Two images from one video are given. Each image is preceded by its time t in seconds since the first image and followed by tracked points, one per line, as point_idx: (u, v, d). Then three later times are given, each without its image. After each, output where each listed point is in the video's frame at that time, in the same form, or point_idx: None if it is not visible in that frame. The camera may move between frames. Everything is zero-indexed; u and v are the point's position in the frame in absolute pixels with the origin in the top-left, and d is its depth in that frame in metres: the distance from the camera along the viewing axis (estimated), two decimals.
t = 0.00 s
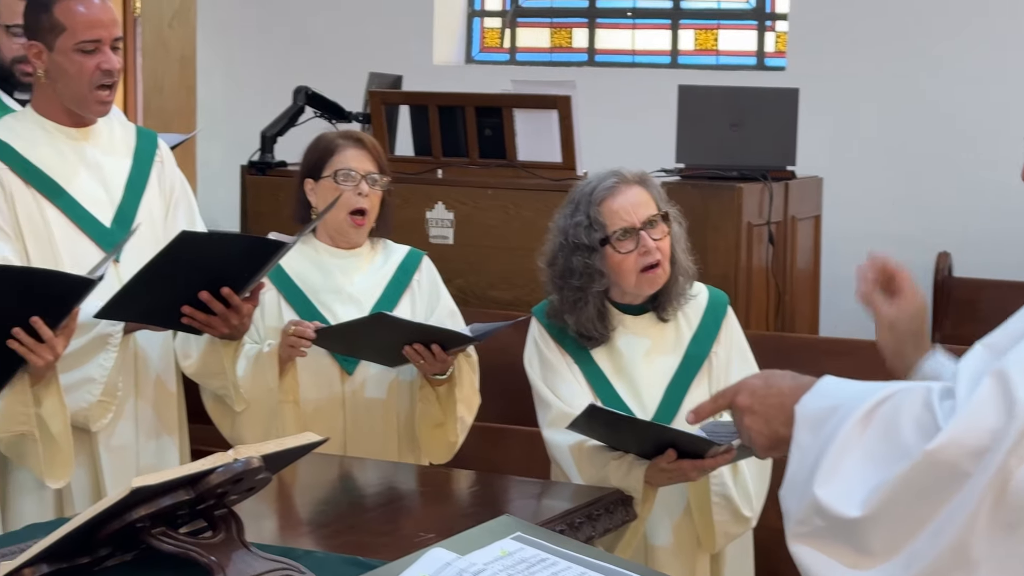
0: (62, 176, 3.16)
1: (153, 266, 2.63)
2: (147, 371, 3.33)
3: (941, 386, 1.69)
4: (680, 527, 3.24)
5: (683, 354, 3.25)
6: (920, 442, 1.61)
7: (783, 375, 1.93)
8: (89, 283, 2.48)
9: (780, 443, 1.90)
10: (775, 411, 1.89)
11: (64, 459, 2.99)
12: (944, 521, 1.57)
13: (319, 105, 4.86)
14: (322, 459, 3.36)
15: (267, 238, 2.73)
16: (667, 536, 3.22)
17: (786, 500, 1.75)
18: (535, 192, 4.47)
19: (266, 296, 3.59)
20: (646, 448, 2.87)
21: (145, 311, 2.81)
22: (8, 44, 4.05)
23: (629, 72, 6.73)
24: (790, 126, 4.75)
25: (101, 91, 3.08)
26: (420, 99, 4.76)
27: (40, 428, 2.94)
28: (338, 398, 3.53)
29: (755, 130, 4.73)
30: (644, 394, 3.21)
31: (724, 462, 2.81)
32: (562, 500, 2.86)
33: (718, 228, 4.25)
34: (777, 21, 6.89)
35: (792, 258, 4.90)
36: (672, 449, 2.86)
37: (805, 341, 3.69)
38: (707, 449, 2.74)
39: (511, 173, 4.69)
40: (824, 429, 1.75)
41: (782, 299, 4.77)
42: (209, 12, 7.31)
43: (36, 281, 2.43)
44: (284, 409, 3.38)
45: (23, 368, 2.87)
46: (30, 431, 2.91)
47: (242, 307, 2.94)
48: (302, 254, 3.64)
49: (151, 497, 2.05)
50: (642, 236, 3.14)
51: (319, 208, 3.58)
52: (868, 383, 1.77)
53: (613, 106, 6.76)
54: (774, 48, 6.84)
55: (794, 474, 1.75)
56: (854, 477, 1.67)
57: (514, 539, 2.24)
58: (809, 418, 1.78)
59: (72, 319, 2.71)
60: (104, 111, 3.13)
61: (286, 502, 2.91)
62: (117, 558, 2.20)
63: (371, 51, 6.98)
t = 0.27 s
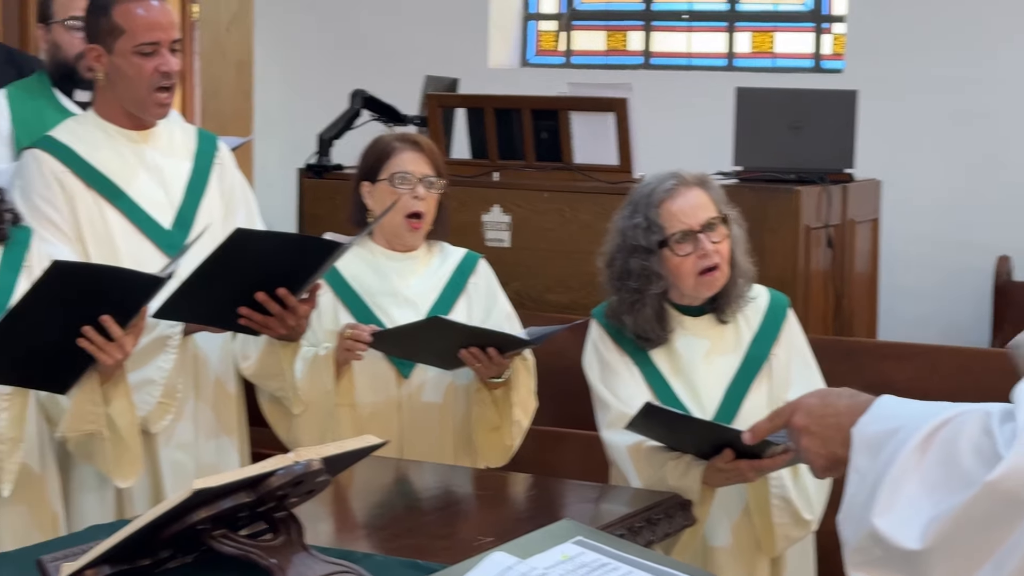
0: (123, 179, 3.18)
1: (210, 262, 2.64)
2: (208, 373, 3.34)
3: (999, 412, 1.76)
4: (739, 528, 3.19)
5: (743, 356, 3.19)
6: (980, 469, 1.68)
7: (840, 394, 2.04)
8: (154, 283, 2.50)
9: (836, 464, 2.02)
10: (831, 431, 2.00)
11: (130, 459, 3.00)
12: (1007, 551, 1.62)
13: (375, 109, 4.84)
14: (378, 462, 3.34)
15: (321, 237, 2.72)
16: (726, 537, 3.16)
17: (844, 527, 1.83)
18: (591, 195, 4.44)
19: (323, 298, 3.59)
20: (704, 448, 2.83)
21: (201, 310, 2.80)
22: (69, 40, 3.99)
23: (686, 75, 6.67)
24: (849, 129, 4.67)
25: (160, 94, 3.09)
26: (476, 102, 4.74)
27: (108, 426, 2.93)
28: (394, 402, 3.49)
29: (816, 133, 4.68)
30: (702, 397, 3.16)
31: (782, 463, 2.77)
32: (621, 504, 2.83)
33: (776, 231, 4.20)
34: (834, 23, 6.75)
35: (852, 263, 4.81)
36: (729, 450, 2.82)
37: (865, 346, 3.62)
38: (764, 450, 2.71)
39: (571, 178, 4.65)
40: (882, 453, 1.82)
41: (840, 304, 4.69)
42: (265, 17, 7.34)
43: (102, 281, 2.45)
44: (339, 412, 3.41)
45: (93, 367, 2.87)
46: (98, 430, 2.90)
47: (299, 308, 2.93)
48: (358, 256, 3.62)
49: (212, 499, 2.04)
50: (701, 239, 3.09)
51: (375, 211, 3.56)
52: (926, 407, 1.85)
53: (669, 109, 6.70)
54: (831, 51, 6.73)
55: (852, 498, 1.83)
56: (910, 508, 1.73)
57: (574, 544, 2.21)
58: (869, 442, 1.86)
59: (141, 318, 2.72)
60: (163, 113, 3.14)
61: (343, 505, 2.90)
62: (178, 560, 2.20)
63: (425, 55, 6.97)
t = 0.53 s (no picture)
0: (188, 184, 3.20)
1: (271, 264, 2.65)
2: (271, 376, 3.34)
3: None
4: (805, 531, 3.12)
5: (809, 360, 3.14)
6: None
7: (904, 438, 1.95)
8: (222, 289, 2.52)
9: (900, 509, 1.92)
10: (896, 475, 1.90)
11: (196, 463, 3.01)
12: None
13: (434, 113, 4.83)
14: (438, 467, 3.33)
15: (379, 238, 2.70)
16: (791, 539, 3.10)
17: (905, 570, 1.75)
18: (650, 200, 4.40)
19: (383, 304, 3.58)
20: (767, 448, 2.79)
21: (263, 314, 2.81)
22: (130, 45, 4.04)
23: (745, 80, 6.61)
24: (911, 132, 4.59)
25: (224, 98, 3.10)
26: (535, 107, 4.71)
27: (174, 430, 2.94)
28: (454, 408, 3.47)
29: (877, 137, 4.60)
30: (767, 402, 3.12)
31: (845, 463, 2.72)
32: (684, 511, 2.79)
33: (837, 236, 4.13)
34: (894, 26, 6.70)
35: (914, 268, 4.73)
36: (791, 449, 2.77)
37: (930, 352, 3.55)
38: (826, 449, 2.66)
39: (631, 181, 4.61)
40: (943, 497, 1.72)
41: (902, 310, 4.61)
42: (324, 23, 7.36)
43: (166, 286, 2.46)
44: (400, 416, 3.36)
45: (159, 371, 2.87)
46: (164, 435, 2.91)
47: (360, 312, 2.90)
48: (418, 261, 3.61)
49: (277, 504, 2.04)
50: (765, 253, 3.02)
51: (435, 218, 3.56)
52: (992, 446, 1.74)
53: (728, 113, 6.64)
54: (890, 53, 6.68)
55: (913, 542, 1.74)
56: (975, 555, 1.66)
57: (638, 552, 2.18)
58: (929, 484, 1.75)
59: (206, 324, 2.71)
60: (229, 118, 3.15)
61: (403, 510, 2.89)
62: (243, 565, 2.20)
63: (480, 60, 6.97)
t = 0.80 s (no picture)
0: (256, 190, 3.21)
1: (333, 270, 2.65)
2: (337, 381, 3.35)
3: None
4: (874, 537, 3.06)
5: (880, 366, 3.10)
6: None
7: None
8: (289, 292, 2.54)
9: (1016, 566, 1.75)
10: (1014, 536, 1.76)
11: (263, 468, 3.02)
12: None
13: (494, 117, 4.82)
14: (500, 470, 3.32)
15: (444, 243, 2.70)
16: (860, 544, 3.05)
17: None
18: (712, 205, 4.36)
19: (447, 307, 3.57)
20: (835, 452, 2.75)
21: (331, 316, 2.81)
22: (195, 58, 3.98)
23: (806, 83, 6.53)
24: (976, 136, 4.51)
25: (292, 103, 3.11)
26: (596, 111, 4.68)
27: (241, 436, 2.96)
28: (516, 415, 3.45)
29: (941, 141, 4.52)
30: (837, 406, 3.08)
31: (916, 468, 2.67)
32: (751, 518, 2.76)
33: (901, 241, 4.07)
34: (958, 29, 6.54)
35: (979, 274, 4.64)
36: (861, 453, 2.73)
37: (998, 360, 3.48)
38: (896, 454, 2.62)
39: (692, 186, 4.58)
40: None
41: (966, 316, 4.52)
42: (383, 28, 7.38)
43: (232, 290, 2.47)
44: (463, 422, 3.37)
45: (227, 378, 2.88)
46: (231, 440, 2.93)
47: (426, 316, 2.89)
48: (481, 266, 3.60)
49: (342, 509, 2.02)
50: (835, 266, 2.98)
51: (499, 222, 3.55)
52: None
53: (788, 116, 6.56)
54: (955, 57, 6.52)
55: None
56: None
57: (705, 559, 2.16)
58: None
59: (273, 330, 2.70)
60: (297, 123, 3.16)
61: (465, 514, 2.88)
62: (308, 570, 2.19)
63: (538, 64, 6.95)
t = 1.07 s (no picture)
0: (326, 196, 3.23)
1: (399, 273, 2.65)
2: (404, 385, 3.35)
3: None
4: (949, 544, 3.02)
5: (956, 374, 3.06)
6: None
7: None
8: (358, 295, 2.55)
9: None
10: None
11: (333, 471, 3.04)
12: None
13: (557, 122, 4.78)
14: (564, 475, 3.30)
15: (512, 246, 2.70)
16: (935, 554, 3.00)
17: None
18: (773, 208, 4.28)
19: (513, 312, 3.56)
20: (909, 459, 2.73)
21: (398, 318, 2.81)
22: (264, 63, 4.00)
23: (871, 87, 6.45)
24: None
25: (364, 106, 3.12)
26: (659, 115, 4.63)
27: (311, 442, 2.99)
28: (582, 421, 3.45)
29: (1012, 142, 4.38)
30: (912, 413, 3.03)
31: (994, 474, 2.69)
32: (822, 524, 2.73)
33: (970, 246, 3.99)
34: None
35: None
36: (936, 459, 2.71)
37: None
38: (974, 459, 2.61)
39: (755, 189, 4.52)
40: None
41: None
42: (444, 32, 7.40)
43: (300, 294, 2.49)
44: (529, 427, 3.35)
45: (297, 382, 2.91)
46: (301, 444, 2.96)
47: (493, 320, 2.90)
48: (546, 270, 3.59)
49: (410, 515, 2.01)
50: (914, 275, 2.94)
51: (564, 227, 3.54)
52: None
53: (852, 120, 6.48)
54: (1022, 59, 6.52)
55: None
56: None
57: (774, 567, 2.13)
58: None
59: (344, 335, 2.71)
60: (369, 124, 3.16)
61: (529, 519, 2.87)
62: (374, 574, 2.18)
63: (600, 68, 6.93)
